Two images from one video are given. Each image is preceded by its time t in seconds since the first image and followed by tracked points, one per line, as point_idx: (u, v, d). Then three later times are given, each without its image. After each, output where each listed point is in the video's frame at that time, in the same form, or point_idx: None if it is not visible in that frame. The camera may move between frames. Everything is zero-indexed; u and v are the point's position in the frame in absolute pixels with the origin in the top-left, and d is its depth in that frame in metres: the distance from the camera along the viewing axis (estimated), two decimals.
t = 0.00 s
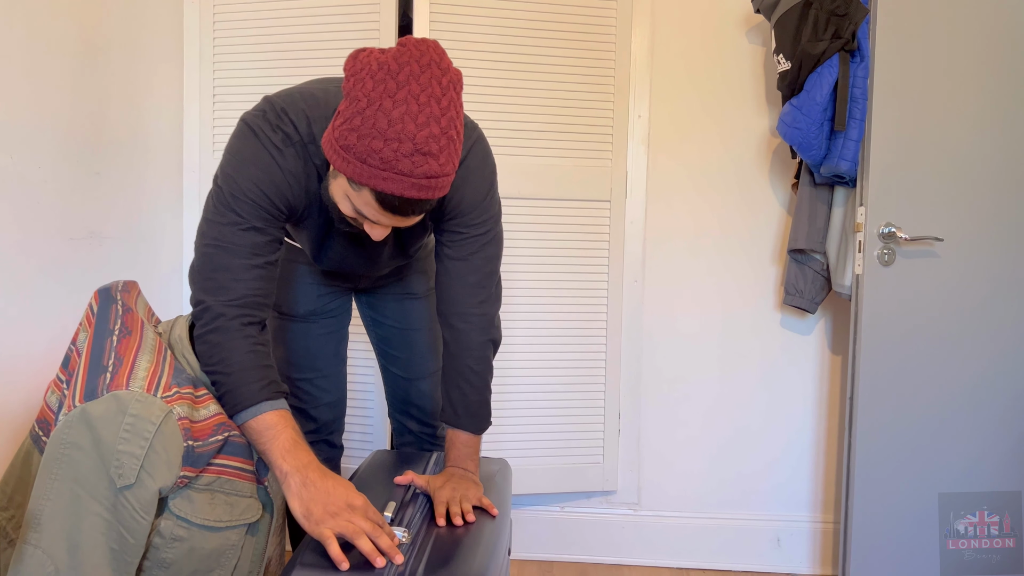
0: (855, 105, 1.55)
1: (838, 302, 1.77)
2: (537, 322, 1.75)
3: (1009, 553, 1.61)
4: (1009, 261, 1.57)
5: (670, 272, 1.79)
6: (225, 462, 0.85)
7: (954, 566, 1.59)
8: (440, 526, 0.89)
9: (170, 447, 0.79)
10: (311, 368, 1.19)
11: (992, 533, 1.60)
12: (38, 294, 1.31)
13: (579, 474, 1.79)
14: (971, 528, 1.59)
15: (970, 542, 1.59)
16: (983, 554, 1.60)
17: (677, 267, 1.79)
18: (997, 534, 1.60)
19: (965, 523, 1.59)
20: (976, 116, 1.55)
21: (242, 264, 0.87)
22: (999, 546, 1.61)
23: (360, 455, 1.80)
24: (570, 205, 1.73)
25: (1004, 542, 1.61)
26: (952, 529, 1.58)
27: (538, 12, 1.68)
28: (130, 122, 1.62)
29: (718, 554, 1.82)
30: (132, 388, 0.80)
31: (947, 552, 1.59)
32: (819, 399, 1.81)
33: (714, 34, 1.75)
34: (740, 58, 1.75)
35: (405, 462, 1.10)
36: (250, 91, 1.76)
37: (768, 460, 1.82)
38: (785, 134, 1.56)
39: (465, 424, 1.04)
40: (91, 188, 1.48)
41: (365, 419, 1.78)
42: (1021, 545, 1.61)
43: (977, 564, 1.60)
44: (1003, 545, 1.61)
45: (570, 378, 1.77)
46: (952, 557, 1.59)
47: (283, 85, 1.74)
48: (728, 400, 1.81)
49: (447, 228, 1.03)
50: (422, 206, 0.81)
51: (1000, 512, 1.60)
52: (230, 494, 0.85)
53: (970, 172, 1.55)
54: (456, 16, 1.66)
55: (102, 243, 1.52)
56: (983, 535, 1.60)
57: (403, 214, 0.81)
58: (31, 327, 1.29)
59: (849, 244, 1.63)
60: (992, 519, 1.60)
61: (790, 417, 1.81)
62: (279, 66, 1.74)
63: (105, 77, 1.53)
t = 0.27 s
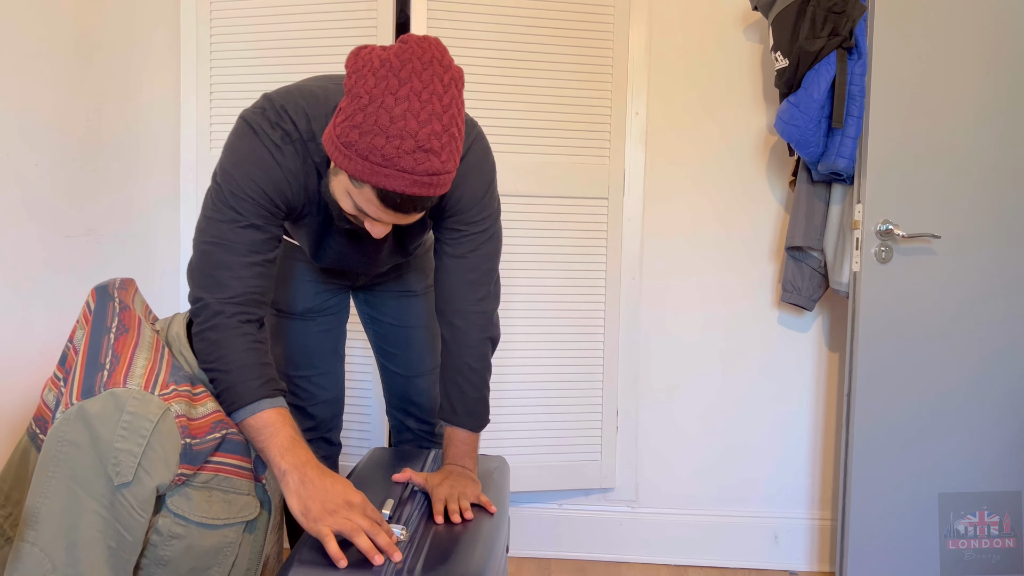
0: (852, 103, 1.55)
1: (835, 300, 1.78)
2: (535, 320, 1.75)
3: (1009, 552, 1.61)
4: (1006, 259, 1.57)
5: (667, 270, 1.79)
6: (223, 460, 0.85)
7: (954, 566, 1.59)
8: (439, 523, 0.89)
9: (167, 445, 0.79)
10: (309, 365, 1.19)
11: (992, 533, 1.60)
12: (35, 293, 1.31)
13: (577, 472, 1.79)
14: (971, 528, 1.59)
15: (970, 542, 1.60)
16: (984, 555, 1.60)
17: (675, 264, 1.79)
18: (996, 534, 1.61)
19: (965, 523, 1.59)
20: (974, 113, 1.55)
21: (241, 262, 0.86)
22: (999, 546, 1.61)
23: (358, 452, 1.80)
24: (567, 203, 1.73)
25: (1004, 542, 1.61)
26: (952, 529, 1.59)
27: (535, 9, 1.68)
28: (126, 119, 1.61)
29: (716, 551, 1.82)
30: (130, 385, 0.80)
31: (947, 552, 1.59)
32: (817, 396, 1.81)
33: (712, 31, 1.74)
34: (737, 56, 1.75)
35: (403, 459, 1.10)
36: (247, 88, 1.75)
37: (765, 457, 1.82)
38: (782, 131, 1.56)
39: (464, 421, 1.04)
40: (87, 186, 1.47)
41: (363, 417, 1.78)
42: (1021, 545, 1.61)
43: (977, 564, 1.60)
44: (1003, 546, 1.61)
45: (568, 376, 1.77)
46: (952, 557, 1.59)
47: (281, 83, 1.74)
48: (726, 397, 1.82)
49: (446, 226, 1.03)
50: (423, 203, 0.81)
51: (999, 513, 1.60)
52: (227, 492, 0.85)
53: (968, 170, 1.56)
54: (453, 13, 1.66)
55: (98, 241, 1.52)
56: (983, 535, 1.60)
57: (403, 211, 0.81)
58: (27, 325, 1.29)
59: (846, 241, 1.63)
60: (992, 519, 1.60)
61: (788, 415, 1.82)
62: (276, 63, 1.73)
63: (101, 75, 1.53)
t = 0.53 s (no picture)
0: (851, 100, 1.55)
1: (834, 297, 1.78)
2: (534, 317, 1.75)
3: (1009, 552, 1.62)
4: (1005, 257, 1.58)
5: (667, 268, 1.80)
6: (223, 458, 0.85)
7: (954, 566, 1.60)
8: (438, 521, 0.89)
9: (167, 443, 0.79)
10: (308, 363, 1.19)
11: (992, 533, 1.61)
12: (34, 292, 1.31)
13: (576, 470, 1.79)
14: (971, 528, 1.59)
15: (971, 542, 1.60)
16: (983, 554, 1.61)
17: (674, 261, 1.79)
18: (996, 533, 1.61)
19: (965, 523, 1.59)
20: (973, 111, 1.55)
21: (241, 260, 0.86)
22: (999, 546, 1.62)
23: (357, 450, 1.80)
24: (567, 201, 1.73)
25: (1004, 542, 1.62)
26: (952, 529, 1.59)
27: (533, 6, 1.68)
28: (125, 118, 1.61)
29: (715, 549, 1.83)
30: (129, 383, 0.80)
31: (947, 553, 1.59)
32: (815, 393, 1.81)
33: (710, 29, 1.74)
34: (736, 53, 1.75)
35: (402, 457, 1.10)
36: (246, 86, 1.75)
37: (763, 455, 1.83)
38: (781, 128, 1.56)
39: (463, 420, 1.04)
40: (86, 185, 1.47)
41: (362, 414, 1.78)
42: (1021, 545, 1.62)
43: (977, 564, 1.60)
44: (1003, 546, 1.62)
45: (567, 374, 1.77)
46: (952, 557, 1.60)
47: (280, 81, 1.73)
48: (725, 395, 1.82)
49: (446, 224, 1.03)
50: (422, 202, 0.81)
51: (1000, 513, 1.61)
52: (227, 490, 0.85)
53: (966, 167, 1.56)
54: (451, 10, 1.65)
55: (97, 239, 1.52)
56: (983, 535, 1.60)
57: (403, 209, 0.81)
58: (26, 324, 1.29)
59: (845, 239, 1.63)
60: (992, 519, 1.60)
61: (787, 412, 1.82)
62: (275, 61, 1.73)
63: (99, 73, 1.52)
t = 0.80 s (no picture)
0: (850, 97, 1.55)
1: (833, 294, 1.78)
2: (534, 315, 1.75)
3: (1009, 552, 1.62)
4: (1004, 254, 1.58)
5: (667, 265, 1.80)
6: (223, 455, 0.85)
7: (954, 566, 1.60)
8: (438, 518, 0.90)
9: (167, 441, 0.79)
10: (308, 361, 1.19)
11: (992, 533, 1.61)
12: (34, 293, 1.31)
13: (576, 467, 1.79)
14: (971, 528, 1.60)
15: (971, 542, 1.60)
16: (983, 554, 1.61)
17: (673, 259, 1.79)
18: (996, 533, 1.61)
19: (964, 523, 1.60)
20: (972, 108, 1.55)
21: (241, 258, 0.86)
22: (998, 545, 1.62)
23: (357, 448, 1.80)
24: (566, 199, 1.73)
25: (1004, 542, 1.62)
26: (952, 529, 1.59)
27: (532, 4, 1.68)
28: (124, 116, 1.61)
29: (715, 546, 1.83)
30: (129, 381, 0.80)
31: (947, 553, 1.60)
32: (815, 390, 1.81)
33: (710, 26, 1.74)
34: (735, 50, 1.74)
35: (402, 455, 1.10)
36: (245, 84, 1.75)
37: (762, 452, 1.83)
38: (781, 125, 1.56)
39: (463, 417, 1.04)
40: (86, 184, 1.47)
41: (362, 412, 1.78)
42: (1021, 545, 1.62)
43: (977, 563, 1.61)
44: (1003, 545, 1.62)
45: (567, 371, 1.77)
46: (952, 557, 1.60)
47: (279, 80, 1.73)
48: (725, 392, 1.82)
49: (446, 221, 1.03)
50: (421, 198, 0.81)
51: (1000, 512, 1.61)
52: (227, 488, 0.85)
53: (966, 165, 1.56)
54: (450, 8, 1.65)
55: (97, 238, 1.51)
56: (983, 535, 1.60)
57: (402, 206, 0.81)
58: (26, 323, 1.29)
59: (845, 236, 1.63)
60: (992, 519, 1.60)
61: (786, 409, 1.82)
62: (274, 59, 1.73)
63: (99, 71, 1.52)
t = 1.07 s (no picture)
0: (853, 93, 1.56)
1: (835, 291, 1.78)
2: (535, 312, 1.75)
3: (1010, 553, 1.61)
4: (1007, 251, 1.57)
5: (669, 262, 1.79)
6: (225, 453, 0.84)
7: (953, 566, 1.60)
8: (440, 516, 0.89)
9: (169, 439, 0.79)
10: (310, 359, 1.18)
11: (992, 533, 1.61)
12: (35, 293, 1.31)
13: (578, 464, 1.79)
14: (971, 528, 1.59)
15: (970, 542, 1.60)
16: (984, 554, 1.61)
17: (675, 256, 1.79)
18: (997, 533, 1.61)
19: (964, 523, 1.59)
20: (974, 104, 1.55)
21: (242, 256, 0.86)
22: (999, 546, 1.62)
23: (359, 445, 1.80)
24: (568, 196, 1.73)
25: (1004, 542, 1.61)
26: (952, 529, 1.59)
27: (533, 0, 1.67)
28: (125, 115, 1.61)
29: (717, 543, 1.83)
30: (131, 379, 0.80)
31: (947, 553, 1.60)
32: (817, 387, 1.81)
33: (711, 22, 1.74)
34: (737, 47, 1.74)
35: (405, 452, 1.10)
36: (246, 82, 1.75)
37: (764, 450, 1.83)
38: (783, 122, 1.55)
39: (465, 414, 1.04)
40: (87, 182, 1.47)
41: (364, 410, 1.78)
42: (1021, 545, 1.62)
43: (977, 563, 1.60)
44: (1004, 545, 1.61)
45: (569, 369, 1.77)
46: (952, 557, 1.60)
47: (280, 77, 1.73)
48: (727, 390, 1.82)
49: (447, 219, 1.02)
50: (423, 194, 0.81)
51: (1000, 512, 1.60)
52: (229, 486, 0.85)
53: (968, 161, 1.55)
54: (451, 5, 1.65)
55: (98, 237, 1.51)
56: (983, 535, 1.60)
57: (403, 203, 0.81)
58: (27, 322, 1.29)
59: (847, 233, 1.63)
60: (993, 519, 1.60)
61: (788, 406, 1.82)
62: (275, 57, 1.73)
63: (100, 70, 1.52)
